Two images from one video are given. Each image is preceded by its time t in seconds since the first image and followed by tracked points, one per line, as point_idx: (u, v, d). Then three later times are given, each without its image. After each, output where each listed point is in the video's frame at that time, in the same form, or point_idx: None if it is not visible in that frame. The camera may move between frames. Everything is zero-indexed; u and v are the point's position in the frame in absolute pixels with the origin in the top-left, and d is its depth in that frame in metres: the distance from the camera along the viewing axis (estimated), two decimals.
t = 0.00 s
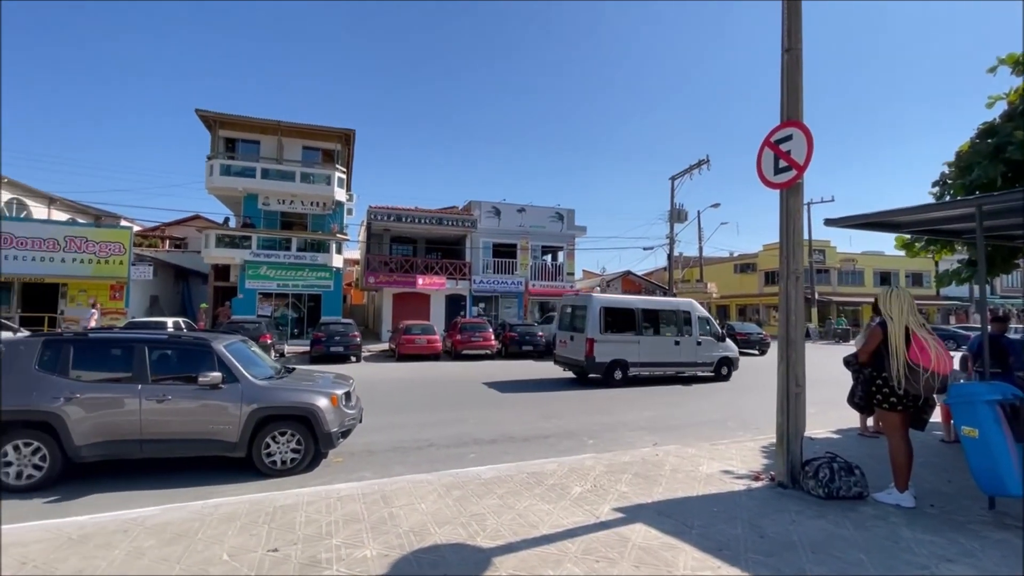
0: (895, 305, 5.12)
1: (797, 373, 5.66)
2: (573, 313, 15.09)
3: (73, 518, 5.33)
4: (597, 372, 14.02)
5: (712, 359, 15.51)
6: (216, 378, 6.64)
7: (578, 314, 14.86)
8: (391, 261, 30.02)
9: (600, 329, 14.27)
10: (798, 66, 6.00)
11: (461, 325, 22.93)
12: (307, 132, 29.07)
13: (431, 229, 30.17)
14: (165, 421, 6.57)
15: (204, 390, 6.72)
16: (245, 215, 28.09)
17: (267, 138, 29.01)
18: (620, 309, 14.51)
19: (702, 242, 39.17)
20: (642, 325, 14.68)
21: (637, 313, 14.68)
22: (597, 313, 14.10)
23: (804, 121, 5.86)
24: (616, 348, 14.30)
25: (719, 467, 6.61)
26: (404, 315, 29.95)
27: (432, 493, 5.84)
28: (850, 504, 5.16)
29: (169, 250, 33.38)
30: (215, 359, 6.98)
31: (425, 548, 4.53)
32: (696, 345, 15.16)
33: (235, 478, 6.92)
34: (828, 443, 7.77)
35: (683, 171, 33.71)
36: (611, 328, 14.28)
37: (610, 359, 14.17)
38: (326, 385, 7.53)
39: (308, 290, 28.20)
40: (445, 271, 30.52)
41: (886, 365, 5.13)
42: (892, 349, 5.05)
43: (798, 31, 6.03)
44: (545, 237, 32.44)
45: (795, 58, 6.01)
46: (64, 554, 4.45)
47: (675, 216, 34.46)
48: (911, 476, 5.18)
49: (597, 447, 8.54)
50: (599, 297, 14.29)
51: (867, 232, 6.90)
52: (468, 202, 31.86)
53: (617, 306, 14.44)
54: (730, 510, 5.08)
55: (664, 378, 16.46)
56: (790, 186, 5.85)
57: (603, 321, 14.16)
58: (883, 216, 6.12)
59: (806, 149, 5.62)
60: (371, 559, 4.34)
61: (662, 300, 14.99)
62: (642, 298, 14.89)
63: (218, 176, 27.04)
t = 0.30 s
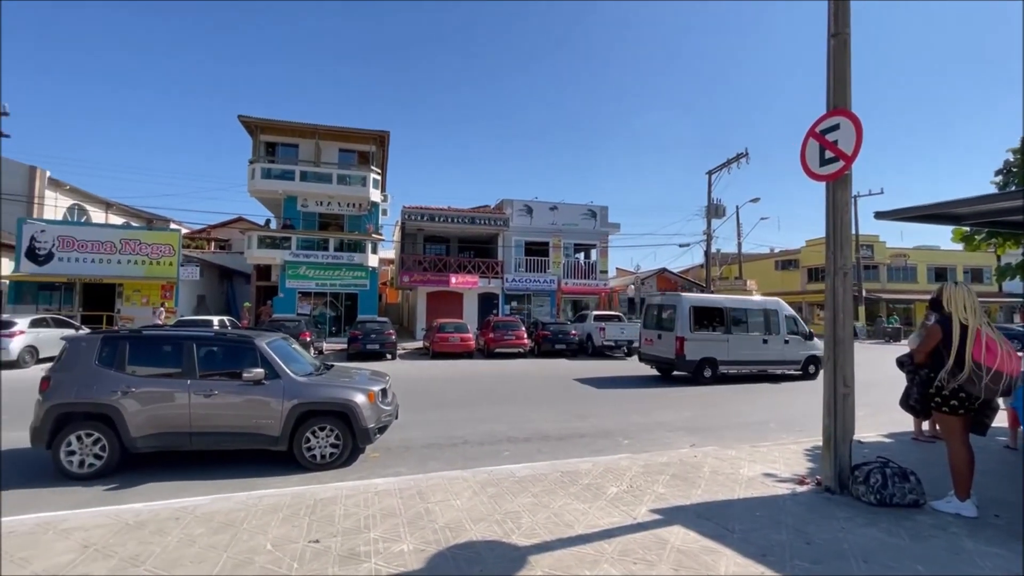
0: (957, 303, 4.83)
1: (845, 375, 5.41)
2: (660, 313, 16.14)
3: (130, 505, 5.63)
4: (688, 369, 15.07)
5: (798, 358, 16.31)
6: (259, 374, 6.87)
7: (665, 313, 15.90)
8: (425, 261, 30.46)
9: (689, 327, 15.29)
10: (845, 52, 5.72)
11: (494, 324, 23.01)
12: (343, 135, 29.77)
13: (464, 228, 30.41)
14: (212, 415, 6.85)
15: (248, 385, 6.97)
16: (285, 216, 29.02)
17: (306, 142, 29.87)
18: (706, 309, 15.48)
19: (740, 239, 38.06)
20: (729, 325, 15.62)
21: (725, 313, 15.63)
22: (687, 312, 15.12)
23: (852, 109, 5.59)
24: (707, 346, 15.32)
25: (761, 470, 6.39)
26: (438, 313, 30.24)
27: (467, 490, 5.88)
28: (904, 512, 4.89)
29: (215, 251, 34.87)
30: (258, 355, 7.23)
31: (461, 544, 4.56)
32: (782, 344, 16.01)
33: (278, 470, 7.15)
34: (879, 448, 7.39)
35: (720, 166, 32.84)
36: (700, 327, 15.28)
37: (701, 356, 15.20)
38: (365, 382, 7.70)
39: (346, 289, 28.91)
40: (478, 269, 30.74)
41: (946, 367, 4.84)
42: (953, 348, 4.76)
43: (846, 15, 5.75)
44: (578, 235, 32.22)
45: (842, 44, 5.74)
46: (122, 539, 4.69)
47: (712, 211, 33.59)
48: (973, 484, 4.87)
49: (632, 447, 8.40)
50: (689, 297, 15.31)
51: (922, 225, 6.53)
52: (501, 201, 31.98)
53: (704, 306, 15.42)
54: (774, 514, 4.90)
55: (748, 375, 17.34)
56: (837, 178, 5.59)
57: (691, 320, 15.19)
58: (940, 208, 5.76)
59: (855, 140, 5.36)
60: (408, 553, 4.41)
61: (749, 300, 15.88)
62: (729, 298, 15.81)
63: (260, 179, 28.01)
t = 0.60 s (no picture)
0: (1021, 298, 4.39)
1: (898, 376, 5.14)
2: (753, 313, 16.20)
3: (182, 494, 5.92)
4: (785, 368, 15.20)
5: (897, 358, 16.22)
6: (301, 370, 7.10)
7: (759, 313, 16.00)
8: (459, 260, 30.73)
9: (787, 327, 15.38)
10: (898, 36, 5.42)
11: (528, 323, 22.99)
12: (380, 137, 30.41)
13: (498, 227, 30.53)
14: (257, 409, 7.13)
15: (290, 380, 7.21)
16: (325, 218, 29.90)
17: (344, 145, 30.66)
18: (804, 308, 15.54)
19: (783, 235, 36.71)
20: (828, 325, 15.66)
21: (824, 312, 15.65)
22: (784, 312, 15.19)
23: (906, 96, 5.29)
24: (805, 346, 15.41)
25: (806, 475, 6.14)
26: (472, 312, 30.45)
27: (501, 488, 5.90)
28: (964, 523, 4.60)
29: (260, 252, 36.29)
30: (300, 352, 7.47)
31: (495, 541, 4.58)
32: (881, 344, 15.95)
33: (319, 464, 7.38)
34: (937, 454, 6.98)
35: (762, 160, 31.75)
36: (798, 326, 15.36)
37: (799, 356, 15.30)
38: (402, 379, 7.85)
39: (383, 288, 29.52)
40: (512, 268, 30.82)
41: (1011, 370, 4.50)
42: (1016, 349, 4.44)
43: None
44: (613, 233, 31.84)
45: (894, 27, 5.44)
46: (175, 525, 4.95)
47: (754, 206, 32.52)
48: None
49: (669, 448, 8.23)
50: (788, 297, 15.33)
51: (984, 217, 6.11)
52: (534, 199, 31.93)
53: (802, 306, 15.47)
54: (820, 521, 4.70)
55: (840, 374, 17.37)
56: (888, 169, 5.31)
57: (788, 320, 15.26)
58: (1004, 199, 5.38)
59: (909, 129, 5.06)
60: (443, 548, 4.46)
61: (847, 300, 15.86)
62: (826, 297, 15.83)
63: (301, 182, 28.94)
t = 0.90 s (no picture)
0: None
1: (955, 380, 4.86)
2: (844, 312, 15.65)
3: (226, 486, 6.15)
4: (881, 370, 14.57)
5: (1009, 361, 15.05)
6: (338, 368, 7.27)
7: (851, 313, 15.42)
8: (490, 259, 30.84)
9: (883, 327, 14.73)
10: (954, 19, 5.13)
11: (559, 322, 22.88)
12: (412, 139, 30.88)
13: (528, 227, 30.50)
14: (296, 405, 7.33)
15: (328, 377, 7.39)
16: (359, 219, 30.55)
17: (378, 147, 31.25)
18: (901, 309, 14.85)
19: (825, 232, 35.39)
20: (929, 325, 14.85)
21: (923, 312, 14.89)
22: (880, 312, 14.60)
23: (963, 82, 5.00)
24: (902, 347, 14.71)
25: (853, 482, 5.88)
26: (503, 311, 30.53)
27: (535, 487, 5.88)
28: None
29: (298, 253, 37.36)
30: (337, 350, 7.65)
31: (529, 540, 4.57)
32: (990, 345, 14.83)
33: (355, 460, 7.53)
34: (997, 463, 6.57)
35: (802, 154, 30.66)
36: (895, 327, 14.66)
37: (896, 357, 14.62)
38: (435, 378, 7.94)
39: (415, 288, 29.94)
40: (543, 267, 30.75)
41: None
42: None
43: None
44: (646, 231, 31.36)
45: (950, 11, 5.15)
46: (220, 516, 5.14)
47: (794, 202, 31.42)
48: None
49: (706, 451, 8.03)
50: (883, 297, 14.74)
51: None
52: (565, 198, 31.78)
53: (898, 305, 14.78)
54: (869, 531, 4.48)
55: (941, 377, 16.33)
56: (944, 160, 5.03)
57: (885, 320, 14.64)
58: None
59: (967, 117, 4.78)
60: (477, 546, 4.47)
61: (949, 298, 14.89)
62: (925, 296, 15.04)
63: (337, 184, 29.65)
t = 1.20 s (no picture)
0: None
1: None
2: (948, 315, 14.82)
3: (270, 481, 6.35)
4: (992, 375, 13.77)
5: None
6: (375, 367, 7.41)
7: (957, 315, 14.60)
8: (522, 260, 30.83)
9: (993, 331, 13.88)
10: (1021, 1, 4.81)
11: (591, 323, 22.66)
12: (445, 141, 31.24)
13: (560, 227, 30.35)
14: (335, 404, 7.50)
15: (365, 377, 7.53)
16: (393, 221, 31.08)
17: (411, 150, 31.71)
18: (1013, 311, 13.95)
19: (870, 229, 33.87)
20: None
21: None
22: (991, 314, 13.77)
23: None
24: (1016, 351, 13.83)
25: (908, 493, 5.59)
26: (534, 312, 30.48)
27: (572, 490, 5.84)
28: None
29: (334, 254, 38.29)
30: (374, 350, 7.79)
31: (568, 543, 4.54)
32: None
33: (392, 458, 7.65)
34: None
35: (846, 149, 29.43)
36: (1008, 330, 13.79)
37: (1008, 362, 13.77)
38: (469, 378, 7.99)
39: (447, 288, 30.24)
40: (575, 268, 30.55)
41: None
42: None
43: None
44: (680, 230, 30.74)
45: None
46: (266, 510, 5.31)
47: (837, 199, 30.20)
48: None
49: (747, 457, 7.79)
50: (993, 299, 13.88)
51: None
52: (598, 198, 31.48)
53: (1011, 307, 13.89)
54: (929, 545, 4.25)
55: None
56: (1011, 152, 4.72)
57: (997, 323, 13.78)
58: None
59: None
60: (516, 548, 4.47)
61: None
62: None
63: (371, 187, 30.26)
